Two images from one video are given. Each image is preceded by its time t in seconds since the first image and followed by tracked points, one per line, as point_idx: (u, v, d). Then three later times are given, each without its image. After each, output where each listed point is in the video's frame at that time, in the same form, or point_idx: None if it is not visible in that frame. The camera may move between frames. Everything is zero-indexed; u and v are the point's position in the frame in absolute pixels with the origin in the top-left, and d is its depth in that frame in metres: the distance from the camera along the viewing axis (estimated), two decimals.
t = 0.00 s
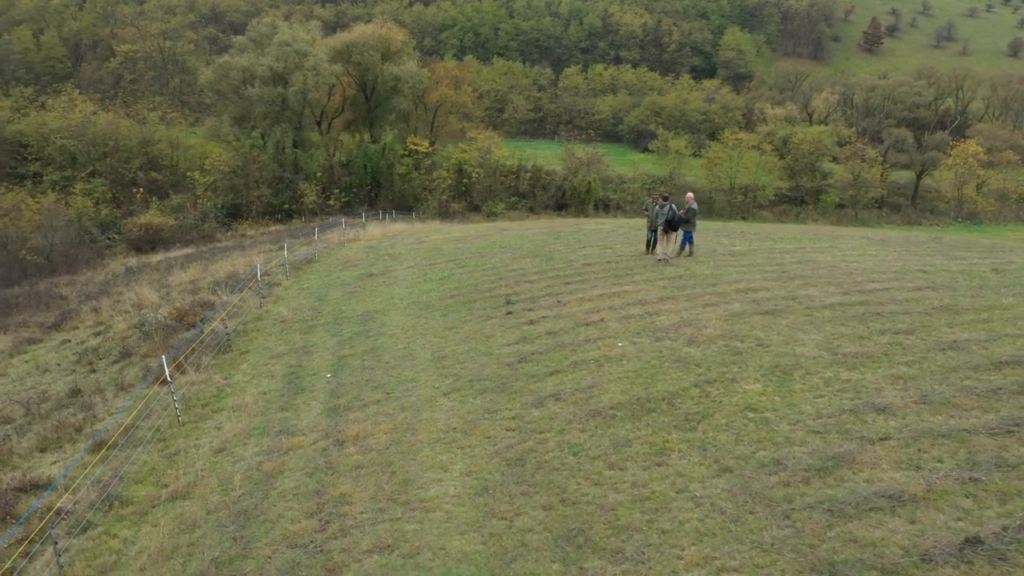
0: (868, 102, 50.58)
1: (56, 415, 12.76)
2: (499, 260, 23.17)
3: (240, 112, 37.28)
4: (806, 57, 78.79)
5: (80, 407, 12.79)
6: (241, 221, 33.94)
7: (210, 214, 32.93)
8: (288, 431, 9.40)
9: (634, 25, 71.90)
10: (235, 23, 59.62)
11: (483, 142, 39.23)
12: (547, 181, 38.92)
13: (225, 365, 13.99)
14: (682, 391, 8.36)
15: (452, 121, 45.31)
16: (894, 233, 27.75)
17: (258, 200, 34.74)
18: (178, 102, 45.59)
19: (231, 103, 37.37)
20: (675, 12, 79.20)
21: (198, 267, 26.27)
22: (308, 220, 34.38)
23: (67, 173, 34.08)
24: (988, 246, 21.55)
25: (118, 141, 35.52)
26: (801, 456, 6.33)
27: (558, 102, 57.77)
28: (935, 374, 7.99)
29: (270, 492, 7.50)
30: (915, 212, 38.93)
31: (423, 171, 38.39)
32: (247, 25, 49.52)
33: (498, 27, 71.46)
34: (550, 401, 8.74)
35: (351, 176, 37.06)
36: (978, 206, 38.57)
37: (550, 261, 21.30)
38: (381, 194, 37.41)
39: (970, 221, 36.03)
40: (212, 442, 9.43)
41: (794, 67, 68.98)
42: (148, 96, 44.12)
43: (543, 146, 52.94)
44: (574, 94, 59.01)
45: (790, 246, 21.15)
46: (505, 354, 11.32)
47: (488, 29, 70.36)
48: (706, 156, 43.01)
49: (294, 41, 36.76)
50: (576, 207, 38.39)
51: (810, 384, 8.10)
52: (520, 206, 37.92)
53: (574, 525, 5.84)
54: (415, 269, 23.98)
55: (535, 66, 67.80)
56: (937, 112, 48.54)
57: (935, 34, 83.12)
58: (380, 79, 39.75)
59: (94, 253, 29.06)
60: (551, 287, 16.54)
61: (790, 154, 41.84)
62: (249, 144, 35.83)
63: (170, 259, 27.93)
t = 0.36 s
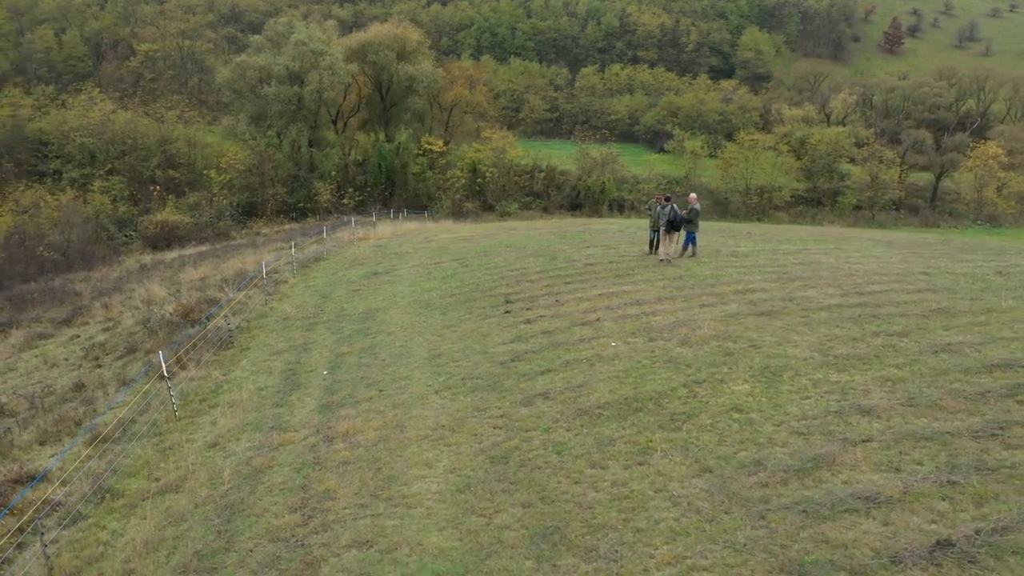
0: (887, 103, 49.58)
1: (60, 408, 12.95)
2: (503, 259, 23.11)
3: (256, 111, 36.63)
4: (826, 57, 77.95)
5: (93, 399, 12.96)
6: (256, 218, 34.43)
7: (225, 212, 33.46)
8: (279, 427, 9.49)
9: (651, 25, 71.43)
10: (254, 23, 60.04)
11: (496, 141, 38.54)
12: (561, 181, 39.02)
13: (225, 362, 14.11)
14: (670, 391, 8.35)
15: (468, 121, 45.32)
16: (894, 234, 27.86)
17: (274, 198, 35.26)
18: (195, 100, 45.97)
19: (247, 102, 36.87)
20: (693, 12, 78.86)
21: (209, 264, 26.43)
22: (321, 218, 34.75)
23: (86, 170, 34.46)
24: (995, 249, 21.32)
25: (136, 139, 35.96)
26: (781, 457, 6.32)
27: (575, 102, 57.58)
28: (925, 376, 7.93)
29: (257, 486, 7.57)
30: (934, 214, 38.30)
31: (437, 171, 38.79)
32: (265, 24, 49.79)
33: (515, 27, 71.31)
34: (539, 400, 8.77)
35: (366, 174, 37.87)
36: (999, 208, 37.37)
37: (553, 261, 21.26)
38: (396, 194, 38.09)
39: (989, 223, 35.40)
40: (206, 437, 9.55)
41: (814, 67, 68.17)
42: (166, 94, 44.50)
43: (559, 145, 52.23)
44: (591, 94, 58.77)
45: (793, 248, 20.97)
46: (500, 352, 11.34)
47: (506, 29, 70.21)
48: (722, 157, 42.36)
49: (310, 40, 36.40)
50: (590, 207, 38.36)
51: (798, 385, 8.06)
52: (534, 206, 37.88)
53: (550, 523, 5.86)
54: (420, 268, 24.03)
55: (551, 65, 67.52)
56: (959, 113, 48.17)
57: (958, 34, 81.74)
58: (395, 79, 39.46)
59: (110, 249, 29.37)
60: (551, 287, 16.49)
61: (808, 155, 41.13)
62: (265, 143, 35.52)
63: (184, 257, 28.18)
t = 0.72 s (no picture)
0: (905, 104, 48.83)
1: (63, 402, 13.11)
2: (505, 259, 23.14)
3: (270, 110, 36.67)
4: (843, 58, 77.15)
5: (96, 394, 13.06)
6: (268, 217, 34.62)
7: (238, 210, 33.54)
8: (270, 423, 9.58)
9: (667, 25, 70.79)
10: (270, 23, 60.38)
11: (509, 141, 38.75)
12: (574, 181, 39.09)
13: (224, 358, 14.22)
14: (656, 391, 8.35)
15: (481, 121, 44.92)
16: (900, 235, 27.72)
17: (287, 197, 35.27)
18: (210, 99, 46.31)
19: (262, 102, 37.07)
20: (709, 12, 78.20)
21: (219, 262, 26.48)
22: (334, 217, 34.80)
23: (102, 168, 34.75)
24: (997, 251, 21.13)
25: (153, 138, 36.10)
26: (760, 458, 6.31)
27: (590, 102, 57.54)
28: (913, 378, 7.88)
29: (243, 481, 7.66)
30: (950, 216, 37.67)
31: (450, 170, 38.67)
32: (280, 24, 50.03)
33: (530, 27, 71.15)
34: (526, 399, 8.79)
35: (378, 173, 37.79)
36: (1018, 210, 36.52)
37: (554, 261, 21.32)
38: (408, 193, 37.92)
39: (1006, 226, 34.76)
40: (198, 432, 9.66)
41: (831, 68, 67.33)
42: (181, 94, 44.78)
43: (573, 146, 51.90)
44: (605, 95, 58.49)
45: (797, 249, 20.84)
46: (492, 351, 11.38)
47: (521, 29, 70.09)
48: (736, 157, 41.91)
49: (324, 40, 36.57)
50: (603, 207, 38.38)
51: (784, 387, 8.04)
52: (546, 206, 38.03)
53: (526, 521, 5.90)
54: (423, 267, 24.12)
55: (566, 65, 67.27)
56: (977, 115, 47.43)
57: (980, 34, 80.23)
58: (409, 79, 39.44)
59: (123, 247, 29.60)
60: (550, 286, 16.48)
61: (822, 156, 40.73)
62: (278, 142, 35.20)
63: (195, 254, 28.34)
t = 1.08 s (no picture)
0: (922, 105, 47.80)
1: (63, 398, 13.24)
2: (507, 259, 23.18)
3: (284, 109, 36.93)
4: (860, 58, 76.15)
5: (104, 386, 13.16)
6: (280, 215, 34.78)
7: (251, 208, 33.83)
8: (261, 420, 9.65)
9: (683, 25, 69.90)
10: (285, 22, 60.65)
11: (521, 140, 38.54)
12: (585, 181, 39.22)
13: (222, 355, 14.30)
14: (642, 391, 8.35)
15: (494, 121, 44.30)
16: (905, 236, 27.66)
17: (299, 196, 35.35)
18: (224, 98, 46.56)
19: (276, 101, 37.22)
20: (724, 12, 77.49)
21: (229, 260, 26.48)
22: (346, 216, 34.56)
23: (117, 166, 35.07)
24: (1003, 253, 20.87)
25: (168, 136, 36.33)
26: (739, 459, 6.30)
27: (604, 102, 57.36)
28: (899, 381, 7.83)
29: (230, 476, 7.74)
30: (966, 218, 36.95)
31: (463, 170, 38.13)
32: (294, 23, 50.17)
33: (545, 27, 71.01)
34: (513, 398, 8.80)
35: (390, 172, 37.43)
36: None
37: (556, 260, 21.42)
38: (420, 192, 37.70)
39: None
40: (190, 427, 9.75)
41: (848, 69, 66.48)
42: (196, 93, 45.07)
43: (588, 146, 51.57)
44: (619, 95, 58.15)
45: (799, 250, 20.79)
46: (485, 350, 11.39)
47: (535, 29, 70.00)
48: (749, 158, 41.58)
49: (337, 39, 36.36)
50: (614, 208, 38.28)
51: (769, 388, 8.03)
52: (558, 205, 38.02)
53: (501, 519, 5.92)
54: (426, 265, 24.18)
55: (580, 65, 66.95)
56: (995, 116, 45.86)
57: (1001, 35, 78.72)
58: (422, 78, 38.49)
59: (136, 245, 29.89)
60: (548, 286, 16.45)
61: (835, 157, 40.42)
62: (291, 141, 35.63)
63: (206, 252, 28.48)
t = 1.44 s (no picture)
0: (939, 106, 47.04)
1: (64, 393, 13.37)
2: (509, 258, 23.22)
3: (297, 109, 37.43)
4: (878, 59, 75.10)
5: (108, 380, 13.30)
6: (292, 213, 35.10)
7: (264, 207, 34.03)
8: (252, 416, 9.74)
9: (699, 25, 69.05)
10: (301, 22, 60.89)
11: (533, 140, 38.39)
12: (597, 181, 39.27)
13: (221, 353, 14.43)
14: (628, 391, 8.36)
15: (506, 121, 44.22)
16: (913, 238, 27.46)
17: (311, 195, 35.31)
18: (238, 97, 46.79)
19: (290, 100, 37.60)
20: (740, 12, 76.75)
21: (238, 258, 26.50)
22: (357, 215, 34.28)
23: (133, 165, 35.45)
24: (1007, 256, 20.69)
25: (183, 135, 36.61)
26: (717, 460, 6.29)
27: (618, 103, 57.03)
28: (885, 382, 7.80)
29: (217, 471, 7.82)
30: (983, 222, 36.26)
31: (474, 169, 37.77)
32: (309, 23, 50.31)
33: (559, 26, 70.95)
34: (500, 397, 8.83)
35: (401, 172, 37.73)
36: None
37: (557, 259, 21.57)
38: (432, 192, 37.69)
39: None
40: (183, 423, 9.85)
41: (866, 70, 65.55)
42: (210, 92, 45.32)
43: (601, 146, 51.42)
44: (633, 95, 57.79)
45: (799, 251, 20.66)
46: (478, 349, 11.43)
47: (550, 29, 70.00)
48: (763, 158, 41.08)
49: (351, 39, 36.64)
50: (626, 209, 37.57)
51: (754, 389, 8.01)
52: (570, 206, 37.77)
53: (477, 516, 5.96)
54: (429, 264, 24.24)
55: (595, 65, 66.57)
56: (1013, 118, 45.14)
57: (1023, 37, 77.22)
58: (434, 78, 38.37)
59: (150, 242, 30.14)
60: (546, 286, 16.49)
61: (852, 158, 39.41)
62: (304, 139, 35.84)
63: (218, 250, 28.67)
